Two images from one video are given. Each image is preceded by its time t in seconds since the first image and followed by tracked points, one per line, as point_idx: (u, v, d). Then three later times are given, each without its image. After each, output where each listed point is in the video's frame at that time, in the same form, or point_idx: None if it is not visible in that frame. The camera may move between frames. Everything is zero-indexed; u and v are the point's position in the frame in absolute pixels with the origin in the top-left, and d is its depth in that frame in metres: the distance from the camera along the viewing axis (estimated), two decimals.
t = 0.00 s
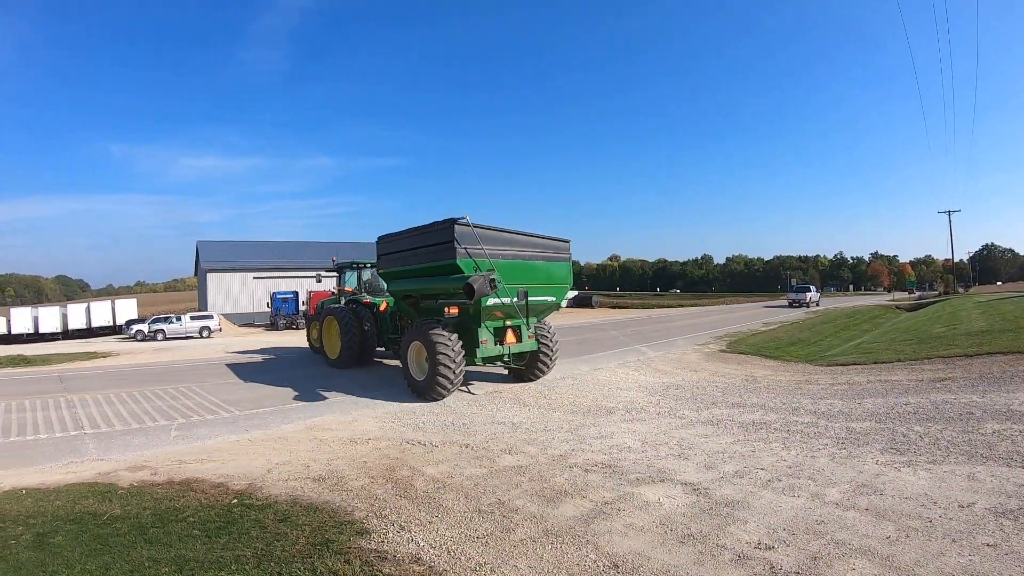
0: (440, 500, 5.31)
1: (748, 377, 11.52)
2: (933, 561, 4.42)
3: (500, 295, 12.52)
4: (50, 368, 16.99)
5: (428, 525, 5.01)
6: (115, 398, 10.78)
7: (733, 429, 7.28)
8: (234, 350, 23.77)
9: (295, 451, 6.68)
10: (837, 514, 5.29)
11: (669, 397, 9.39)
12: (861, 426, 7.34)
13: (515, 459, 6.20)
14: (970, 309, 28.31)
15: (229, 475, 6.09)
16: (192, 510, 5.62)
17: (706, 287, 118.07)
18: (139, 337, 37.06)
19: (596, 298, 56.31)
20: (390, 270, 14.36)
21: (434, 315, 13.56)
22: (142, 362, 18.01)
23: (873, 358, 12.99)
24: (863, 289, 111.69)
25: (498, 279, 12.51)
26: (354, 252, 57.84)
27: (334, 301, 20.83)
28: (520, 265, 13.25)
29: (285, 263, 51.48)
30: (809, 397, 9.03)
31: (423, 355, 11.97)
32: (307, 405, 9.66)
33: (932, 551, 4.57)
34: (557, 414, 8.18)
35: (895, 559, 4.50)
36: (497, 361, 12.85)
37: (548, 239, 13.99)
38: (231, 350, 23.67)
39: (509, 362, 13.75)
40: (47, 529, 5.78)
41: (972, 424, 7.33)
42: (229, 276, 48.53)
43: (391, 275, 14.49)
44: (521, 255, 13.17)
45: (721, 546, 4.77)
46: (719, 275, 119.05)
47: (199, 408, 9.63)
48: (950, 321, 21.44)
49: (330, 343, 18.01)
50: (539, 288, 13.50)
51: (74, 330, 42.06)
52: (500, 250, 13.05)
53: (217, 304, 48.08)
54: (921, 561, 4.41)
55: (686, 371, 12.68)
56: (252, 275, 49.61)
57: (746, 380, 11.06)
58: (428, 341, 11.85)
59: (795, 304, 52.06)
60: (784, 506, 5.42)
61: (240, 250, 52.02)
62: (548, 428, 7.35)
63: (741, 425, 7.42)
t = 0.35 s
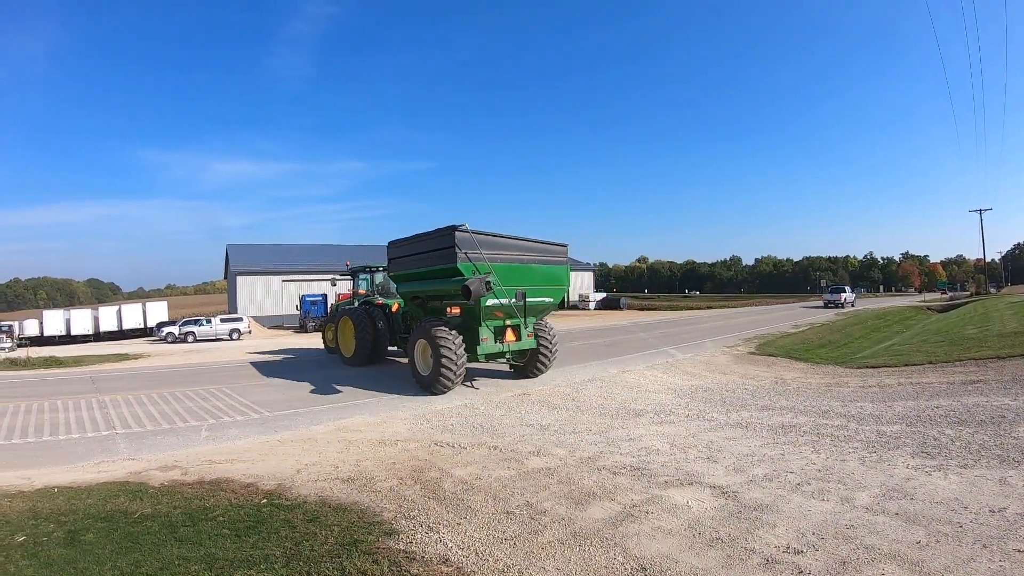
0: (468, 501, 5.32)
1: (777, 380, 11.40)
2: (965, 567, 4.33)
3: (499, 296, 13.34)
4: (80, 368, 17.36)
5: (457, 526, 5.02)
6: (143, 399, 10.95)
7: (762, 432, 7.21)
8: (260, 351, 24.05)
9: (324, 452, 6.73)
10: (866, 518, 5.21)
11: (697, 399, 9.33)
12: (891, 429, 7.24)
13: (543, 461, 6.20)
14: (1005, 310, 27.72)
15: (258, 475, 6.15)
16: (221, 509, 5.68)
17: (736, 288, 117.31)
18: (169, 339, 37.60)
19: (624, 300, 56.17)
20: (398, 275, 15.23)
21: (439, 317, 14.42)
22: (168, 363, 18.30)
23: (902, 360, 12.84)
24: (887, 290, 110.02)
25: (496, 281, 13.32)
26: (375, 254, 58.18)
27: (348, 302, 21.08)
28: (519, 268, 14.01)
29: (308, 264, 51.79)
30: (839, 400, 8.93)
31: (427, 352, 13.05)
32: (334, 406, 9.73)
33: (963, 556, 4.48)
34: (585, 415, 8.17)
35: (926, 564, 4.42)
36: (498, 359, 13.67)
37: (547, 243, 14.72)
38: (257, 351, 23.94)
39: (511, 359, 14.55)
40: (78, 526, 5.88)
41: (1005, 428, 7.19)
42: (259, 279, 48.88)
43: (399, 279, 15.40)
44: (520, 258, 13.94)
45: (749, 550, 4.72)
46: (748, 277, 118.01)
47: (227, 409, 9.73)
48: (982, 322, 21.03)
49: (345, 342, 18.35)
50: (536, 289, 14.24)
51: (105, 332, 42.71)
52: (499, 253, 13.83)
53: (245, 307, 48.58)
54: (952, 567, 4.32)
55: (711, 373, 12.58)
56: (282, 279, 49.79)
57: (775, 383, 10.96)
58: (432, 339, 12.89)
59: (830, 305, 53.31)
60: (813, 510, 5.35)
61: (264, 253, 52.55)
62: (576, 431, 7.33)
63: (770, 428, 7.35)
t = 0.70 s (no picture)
0: (495, 505, 5.32)
1: (806, 383, 11.26)
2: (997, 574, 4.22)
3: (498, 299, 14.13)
4: (109, 371, 17.70)
5: (483, 529, 5.01)
6: (171, 401, 11.11)
7: (790, 436, 7.14)
8: (284, 354, 24.32)
9: (351, 454, 6.78)
10: (896, 524, 5.12)
11: (726, 403, 9.27)
12: (922, 434, 7.13)
13: (570, 465, 6.19)
14: None
15: (286, 477, 6.22)
16: (250, 510, 5.73)
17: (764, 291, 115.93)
18: (198, 342, 38.13)
19: (650, 303, 55.77)
20: (407, 279, 16.18)
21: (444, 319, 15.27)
22: (194, 366, 18.57)
23: (934, 364, 12.65)
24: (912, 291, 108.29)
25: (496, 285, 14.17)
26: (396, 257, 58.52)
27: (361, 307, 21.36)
28: (519, 273, 14.84)
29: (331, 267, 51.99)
30: (869, 404, 8.82)
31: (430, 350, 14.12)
32: (361, 409, 9.79)
33: (994, 563, 4.38)
34: (613, 419, 8.14)
35: (957, 571, 4.32)
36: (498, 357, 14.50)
37: (545, 250, 15.55)
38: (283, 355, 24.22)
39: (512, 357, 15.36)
40: (108, 526, 5.97)
41: None
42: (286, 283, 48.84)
43: (407, 283, 16.33)
44: (520, 264, 14.79)
45: (777, 555, 4.65)
46: (775, 279, 116.40)
47: (254, 412, 9.82)
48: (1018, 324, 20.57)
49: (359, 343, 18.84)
50: (535, 292, 15.03)
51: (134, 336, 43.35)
52: (501, 259, 14.71)
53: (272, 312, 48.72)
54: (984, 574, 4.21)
55: (738, 376, 12.46)
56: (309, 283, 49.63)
57: (805, 387, 10.83)
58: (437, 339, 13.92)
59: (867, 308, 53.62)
60: (842, 515, 5.28)
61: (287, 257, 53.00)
62: (604, 434, 7.31)
63: (798, 433, 7.29)
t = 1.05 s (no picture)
0: (519, 509, 5.33)
1: (832, 387, 11.15)
2: None
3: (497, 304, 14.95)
4: (133, 375, 17.98)
5: (507, 534, 5.01)
6: (196, 404, 11.26)
7: (816, 441, 7.09)
8: (306, 358, 24.54)
9: (376, 458, 6.83)
10: (922, 530, 5.03)
11: (751, 407, 9.23)
12: (949, 438, 7.04)
13: (594, 470, 6.18)
14: None
15: (311, 480, 6.27)
16: (274, 513, 5.79)
17: (788, 293, 114.73)
18: (224, 346, 38.62)
19: (672, 305, 55.55)
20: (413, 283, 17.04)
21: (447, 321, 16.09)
22: (217, 370, 18.81)
23: (963, 367, 12.47)
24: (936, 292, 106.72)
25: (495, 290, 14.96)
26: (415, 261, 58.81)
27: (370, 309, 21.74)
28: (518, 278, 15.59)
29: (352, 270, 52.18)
30: (895, 408, 8.73)
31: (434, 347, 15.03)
32: (386, 412, 9.85)
33: None
34: (637, 423, 8.12)
35: None
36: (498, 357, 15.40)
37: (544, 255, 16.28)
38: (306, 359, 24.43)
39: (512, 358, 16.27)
40: (134, 527, 6.04)
41: None
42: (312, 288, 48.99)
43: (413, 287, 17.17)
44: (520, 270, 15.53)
45: (803, 561, 4.58)
46: (800, 281, 115.12)
47: (280, 415, 9.91)
48: None
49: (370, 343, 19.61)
50: (534, 296, 15.81)
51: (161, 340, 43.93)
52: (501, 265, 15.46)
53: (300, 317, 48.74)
54: None
55: (762, 380, 12.36)
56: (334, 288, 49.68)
57: (830, 390, 10.73)
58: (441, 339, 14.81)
59: (899, 309, 53.34)
60: (868, 521, 5.21)
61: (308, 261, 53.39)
62: (628, 439, 7.30)
63: (824, 437, 7.23)
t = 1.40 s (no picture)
0: (542, 513, 5.33)
1: (854, 390, 11.07)
2: None
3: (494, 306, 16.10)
4: (154, 379, 18.21)
5: (529, 537, 4.99)
6: (219, 408, 11.38)
7: (839, 444, 7.04)
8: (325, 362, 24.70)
9: (398, 462, 6.86)
10: (947, 534, 4.94)
11: (774, 410, 9.16)
12: (975, 441, 6.94)
13: (616, 473, 6.17)
14: None
15: (333, 483, 6.31)
16: (297, 516, 5.83)
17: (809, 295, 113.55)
18: (246, 351, 38.96)
19: (691, 307, 55.16)
20: (416, 290, 18.13)
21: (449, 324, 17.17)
22: (237, 374, 19.01)
23: (990, 368, 12.28)
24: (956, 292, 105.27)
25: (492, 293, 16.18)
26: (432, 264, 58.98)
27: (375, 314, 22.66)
28: (513, 283, 16.72)
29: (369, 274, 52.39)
30: (920, 410, 8.62)
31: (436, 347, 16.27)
32: (408, 416, 9.90)
33: None
34: (660, 427, 8.10)
35: None
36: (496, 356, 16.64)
37: (537, 262, 17.42)
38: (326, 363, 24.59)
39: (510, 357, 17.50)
40: (157, 529, 6.11)
41: None
42: (336, 293, 49.17)
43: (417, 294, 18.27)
44: (515, 275, 16.64)
45: (826, 564, 4.51)
46: (821, 283, 113.81)
47: (302, 419, 9.97)
48: None
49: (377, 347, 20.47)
50: (528, 299, 16.97)
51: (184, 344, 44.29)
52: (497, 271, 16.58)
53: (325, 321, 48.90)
54: None
55: (784, 383, 12.28)
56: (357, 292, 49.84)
57: (853, 393, 10.64)
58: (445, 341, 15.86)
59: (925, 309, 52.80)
60: (893, 524, 5.13)
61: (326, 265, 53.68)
62: (650, 442, 7.28)
63: (848, 440, 7.17)
